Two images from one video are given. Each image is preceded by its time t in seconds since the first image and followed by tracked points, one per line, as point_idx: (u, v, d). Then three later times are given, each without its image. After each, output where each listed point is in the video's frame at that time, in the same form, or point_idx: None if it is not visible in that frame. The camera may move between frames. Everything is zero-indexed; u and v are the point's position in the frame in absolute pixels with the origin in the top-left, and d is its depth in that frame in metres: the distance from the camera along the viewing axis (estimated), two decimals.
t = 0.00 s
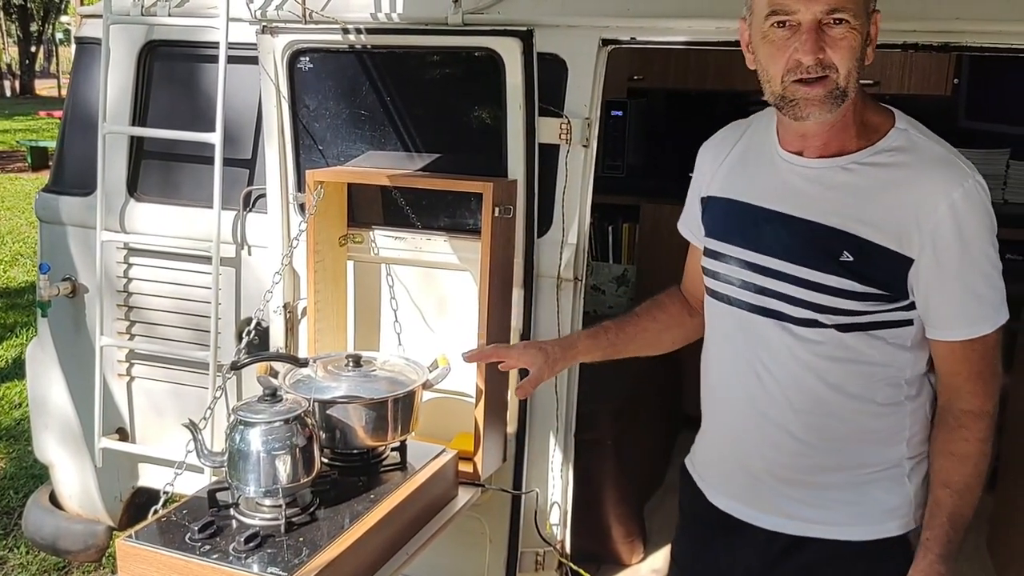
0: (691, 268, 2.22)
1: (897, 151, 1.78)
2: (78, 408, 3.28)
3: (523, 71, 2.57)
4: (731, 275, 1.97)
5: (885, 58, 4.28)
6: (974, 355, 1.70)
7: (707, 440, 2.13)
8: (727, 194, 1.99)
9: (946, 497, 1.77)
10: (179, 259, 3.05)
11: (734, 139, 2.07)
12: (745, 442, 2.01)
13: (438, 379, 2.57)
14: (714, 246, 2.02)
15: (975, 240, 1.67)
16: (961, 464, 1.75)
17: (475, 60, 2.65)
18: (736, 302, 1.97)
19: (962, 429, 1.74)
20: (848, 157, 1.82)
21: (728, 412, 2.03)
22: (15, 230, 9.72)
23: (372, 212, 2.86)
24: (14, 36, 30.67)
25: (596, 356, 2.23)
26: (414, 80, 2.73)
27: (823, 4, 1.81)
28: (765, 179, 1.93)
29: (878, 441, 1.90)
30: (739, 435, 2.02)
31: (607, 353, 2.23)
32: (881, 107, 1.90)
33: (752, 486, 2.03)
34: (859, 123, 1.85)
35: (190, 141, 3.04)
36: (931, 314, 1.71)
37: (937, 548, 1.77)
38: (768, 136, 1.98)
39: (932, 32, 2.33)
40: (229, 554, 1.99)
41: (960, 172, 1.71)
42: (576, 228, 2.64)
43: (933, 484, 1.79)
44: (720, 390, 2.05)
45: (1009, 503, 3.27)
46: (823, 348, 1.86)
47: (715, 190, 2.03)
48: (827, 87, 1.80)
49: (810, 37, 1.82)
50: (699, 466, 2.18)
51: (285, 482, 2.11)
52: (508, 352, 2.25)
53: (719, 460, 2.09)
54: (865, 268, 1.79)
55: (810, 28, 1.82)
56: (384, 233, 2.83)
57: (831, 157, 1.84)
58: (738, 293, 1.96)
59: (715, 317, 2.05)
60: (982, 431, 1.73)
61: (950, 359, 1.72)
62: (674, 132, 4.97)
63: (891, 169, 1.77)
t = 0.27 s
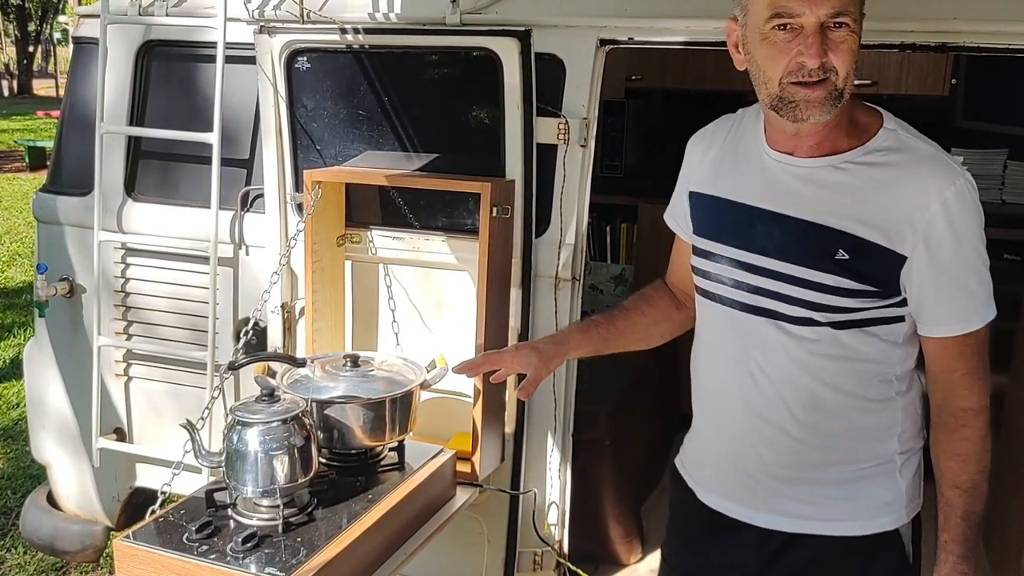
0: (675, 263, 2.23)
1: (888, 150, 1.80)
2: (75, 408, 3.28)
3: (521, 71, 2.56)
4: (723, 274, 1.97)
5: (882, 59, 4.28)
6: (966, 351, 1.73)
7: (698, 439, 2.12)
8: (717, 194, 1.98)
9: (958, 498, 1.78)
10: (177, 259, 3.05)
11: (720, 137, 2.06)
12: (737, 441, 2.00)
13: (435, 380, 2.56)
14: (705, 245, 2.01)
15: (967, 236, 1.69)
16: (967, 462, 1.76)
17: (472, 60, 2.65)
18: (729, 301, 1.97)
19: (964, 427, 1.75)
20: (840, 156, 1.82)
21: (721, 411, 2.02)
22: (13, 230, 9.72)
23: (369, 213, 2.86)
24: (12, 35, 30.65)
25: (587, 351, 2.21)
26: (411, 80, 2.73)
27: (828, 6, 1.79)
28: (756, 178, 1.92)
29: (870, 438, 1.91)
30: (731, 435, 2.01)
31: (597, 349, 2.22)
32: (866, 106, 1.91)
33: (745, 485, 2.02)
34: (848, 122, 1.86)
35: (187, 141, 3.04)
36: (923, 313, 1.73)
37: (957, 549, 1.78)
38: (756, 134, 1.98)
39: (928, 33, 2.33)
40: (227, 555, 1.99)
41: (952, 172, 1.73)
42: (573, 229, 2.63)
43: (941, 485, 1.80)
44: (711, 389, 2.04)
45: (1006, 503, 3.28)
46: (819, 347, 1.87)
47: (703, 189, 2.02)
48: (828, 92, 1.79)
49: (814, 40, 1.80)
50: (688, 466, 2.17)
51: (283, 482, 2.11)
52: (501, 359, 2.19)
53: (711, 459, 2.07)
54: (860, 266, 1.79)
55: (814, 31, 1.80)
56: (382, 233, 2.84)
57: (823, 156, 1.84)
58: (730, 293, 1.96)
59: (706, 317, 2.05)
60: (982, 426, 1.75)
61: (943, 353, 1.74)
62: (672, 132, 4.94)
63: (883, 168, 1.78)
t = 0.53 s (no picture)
0: (660, 267, 2.24)
1: (875, 147, 1.81)
2: (74, 408, 3.28)
3: (520, 71, 2.56)
4: (718, 276, 1.96)
5: (881, 58, 4.28)
6: (953, 342, 1.75)
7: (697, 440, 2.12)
8: (709, 197, 1.99)
9: (930, 483, 1.83)
10: (176, 259, 3.05)
11: (707, 138, 2.06)
12: (738, 440, 2.00)
13: (435, 380, 2.57)
14: (697, 248, 2.01)
15: (955, 230, 1.70)
16: (942, 450, 1.81)
17: (471, 60, 2.65)
18: (726, 302, 1.96)
19: (942, 416, 1.79)
20: (829, 154, 1.83)
21: (719, 411, 2.02)
22: (12, 230, 9.70)
23: (369, 212, 2.86)
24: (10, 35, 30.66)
25: (580, 364, 2.19)
26: (410, 79, 2.73)
27: (824, 8, 1.78)
28: (750, 179, 1.92)
29: (870, 432, 1.92)
30: (732, 434, 2.01)
31: (590, 361, 2.20)
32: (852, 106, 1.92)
33: (746, 484, 2.02)
34: (835, 122, 1.86)
35: (187, 141, 3.03)
36: (910, 308, 1.75)
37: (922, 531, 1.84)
38: (742, 134, 1.98)
39: (928, 32, 2.33)
40: (226, 555, 1.99)
41: (937, 166, 1.74)
42: (573, 229, 2.63)
43: (916, 469, 1.85)
44: (708, 389, 2.03)
45: (1005, 503, 3.28)
46: (818, 344, 1.87)
47: (695, 193, 2.02)
48: (823, 95, 1.78)
49: (809, 42, 1.78)
50: (688, 467, 2.17)
51: (282, 482, 2.11)
52: (499, 375, 2.16)
53: (712, 459, 2.07)
54: (856, 263, 1.79)
55: (812, 34, 1.79)
56: (381, 233, 2.83)
57: (812, 155, 1.85)
58: (727, 294, 1.95)
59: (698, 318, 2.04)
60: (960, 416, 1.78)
61: (932, 346, 1.76)
62: (672, 132, 4.99)
63: (872, 165, 1.79)
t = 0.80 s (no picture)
0: (646, 275, 2.24)
1: (864, 146, 1.83)
2: (74, 409, 3.28)
3: (520, 73, 2.57)
4: (714, 279, 1.96)
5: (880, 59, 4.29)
6: (944, 335, 1.77)
7: (692, 438, 2.11)
8: (701, 200, 1.99)
9: (921, 475, 1.83)
10: (176, 260, 3.05)
11: (695, 144, 2.07)
12: (736, 438, 2.00)
13: (435, 380, 2.60)
14: (689, 251, 2.01)
15: (946, 227, 1.73)
16: (933, 442, 1.82)
17: (470, 61, 2.66)
18: (721, 304, 1.96)
19: (933, 407, 1.81)
20: (820, 154, 1.85)
21: (715, 409, 2.02)
22: (12, 230, 9.70)
23: (369, 213, 2.87)
24: (10, 35, 30.66)
25: (574, 380, 2.18)
26: (409, 80, 2.73)
27: (807, 5, 1.81)
28: (744, 181, 1.93)
29: (867, 427, 1.93)
30: (728, 433, 2.01)
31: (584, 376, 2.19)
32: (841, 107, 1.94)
33: (744, 482, 2.02)
34: (825, 122, 1.88)
35: (187, 142, 3.03)
36: (903, 305, 1.77)
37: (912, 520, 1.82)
38: (732, 136, 1.99)
39: (927, 33, 2.33)
40: (226, 556, 1.99)
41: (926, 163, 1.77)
42: (572, 230, 2.64)
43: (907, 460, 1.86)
44: (704, 388, 2.03)
45: (1004, 504, 3.29)
46: (816, 344, 1.87)
47: (687, 198, 2.02)
48: (806, 91, 1.80)
49: (791, 38, 1.82)
50: (682, 466, 2.16)
51: (282, 483, 2.11)
52: (496, 395, 2.18)
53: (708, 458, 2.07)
54: (852, 261, 1.81)
55: (793, 30, 1.82)
56: (381, 234, 2.83)
57: (803, 155, 1.87)
58: (723, 297, 1.95)
59: (689, 321, 2.04)
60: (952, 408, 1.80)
61: (923, 339, 1.78)
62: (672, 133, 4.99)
63: (863, 164, 1.81)
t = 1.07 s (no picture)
0: (636, 276, 2.25)
1: (855, 146, 1.87)
2: (74, 412, 3.29)
3: (520, 77, 2.56)
4: (707, 279, 1.97)
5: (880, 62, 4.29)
6: (934, 333, 1.82)
7: (683, 437, 2.11)
8: (694, 201, 1.99)
9: (918, 471, 1.88)
10: (177, 263, 3.05)
11: (683, 147, 2.07)
12: (731, 436, 2.00)
13: (436, 383, 2.61)
14: (681, 252, 2.01)
15: (936, 224, 1.77)
16: (928, 437, 1.87)
17: (469, 64, 2.66)
18: (714, 304, 1.96)
19: (926, 405, 1.85)
20: (811, 156, 1.88)
21: (707, 408, 2.02)
22: (13, 232, 9.71)
23: (368, 216, 2.87)
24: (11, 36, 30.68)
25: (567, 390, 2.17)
26: (409, 83, 2.74)
27: (789, 3, 1.85)
28: (737, 182, 1.94)
29: (858, 424, 1.95)
30: (723, 431, 2.01)
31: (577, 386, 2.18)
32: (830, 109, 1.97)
33: (738, 481, 2.02)
34: (814, 123, 1.91)
35: (188, 145, 3.04)
36: (893, 301, 1.81)
37: (914, 517, 1.87)
38: (723, 138, 2.00)
39: (926, 37, 2.34)
40: (226, 559, 1.99)
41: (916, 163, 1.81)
42: (571, 233, 2.64)
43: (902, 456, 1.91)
44: (699, 387, 2.03)
45: (1003, 507, 3.30)
46: (813, 342, 1.90)
47: (679, 199, 2.02)
48: (788, 88, 1.84)
49: (773, 36, 1.86)
50: (672, 465, 2.15)
51: (282, 486, 2.11)
52: (486, 414, 2.12)
53: (701, 456, 2.07)
54: (846, 260, 1.83)
55: (776, 27, 1.86)
56: (382, 238, 2.83)
57: (794, 158, 1.89)
58: (716, 296, 1.96)
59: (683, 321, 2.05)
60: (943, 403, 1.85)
61: (912, 337, 1.82)
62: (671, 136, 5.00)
63: (855, 164, 1.85)
